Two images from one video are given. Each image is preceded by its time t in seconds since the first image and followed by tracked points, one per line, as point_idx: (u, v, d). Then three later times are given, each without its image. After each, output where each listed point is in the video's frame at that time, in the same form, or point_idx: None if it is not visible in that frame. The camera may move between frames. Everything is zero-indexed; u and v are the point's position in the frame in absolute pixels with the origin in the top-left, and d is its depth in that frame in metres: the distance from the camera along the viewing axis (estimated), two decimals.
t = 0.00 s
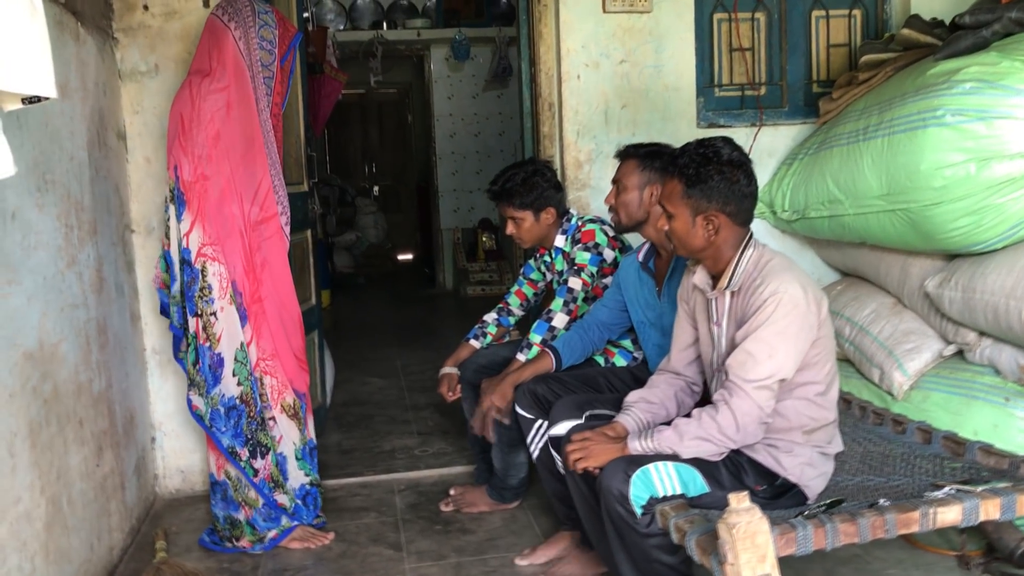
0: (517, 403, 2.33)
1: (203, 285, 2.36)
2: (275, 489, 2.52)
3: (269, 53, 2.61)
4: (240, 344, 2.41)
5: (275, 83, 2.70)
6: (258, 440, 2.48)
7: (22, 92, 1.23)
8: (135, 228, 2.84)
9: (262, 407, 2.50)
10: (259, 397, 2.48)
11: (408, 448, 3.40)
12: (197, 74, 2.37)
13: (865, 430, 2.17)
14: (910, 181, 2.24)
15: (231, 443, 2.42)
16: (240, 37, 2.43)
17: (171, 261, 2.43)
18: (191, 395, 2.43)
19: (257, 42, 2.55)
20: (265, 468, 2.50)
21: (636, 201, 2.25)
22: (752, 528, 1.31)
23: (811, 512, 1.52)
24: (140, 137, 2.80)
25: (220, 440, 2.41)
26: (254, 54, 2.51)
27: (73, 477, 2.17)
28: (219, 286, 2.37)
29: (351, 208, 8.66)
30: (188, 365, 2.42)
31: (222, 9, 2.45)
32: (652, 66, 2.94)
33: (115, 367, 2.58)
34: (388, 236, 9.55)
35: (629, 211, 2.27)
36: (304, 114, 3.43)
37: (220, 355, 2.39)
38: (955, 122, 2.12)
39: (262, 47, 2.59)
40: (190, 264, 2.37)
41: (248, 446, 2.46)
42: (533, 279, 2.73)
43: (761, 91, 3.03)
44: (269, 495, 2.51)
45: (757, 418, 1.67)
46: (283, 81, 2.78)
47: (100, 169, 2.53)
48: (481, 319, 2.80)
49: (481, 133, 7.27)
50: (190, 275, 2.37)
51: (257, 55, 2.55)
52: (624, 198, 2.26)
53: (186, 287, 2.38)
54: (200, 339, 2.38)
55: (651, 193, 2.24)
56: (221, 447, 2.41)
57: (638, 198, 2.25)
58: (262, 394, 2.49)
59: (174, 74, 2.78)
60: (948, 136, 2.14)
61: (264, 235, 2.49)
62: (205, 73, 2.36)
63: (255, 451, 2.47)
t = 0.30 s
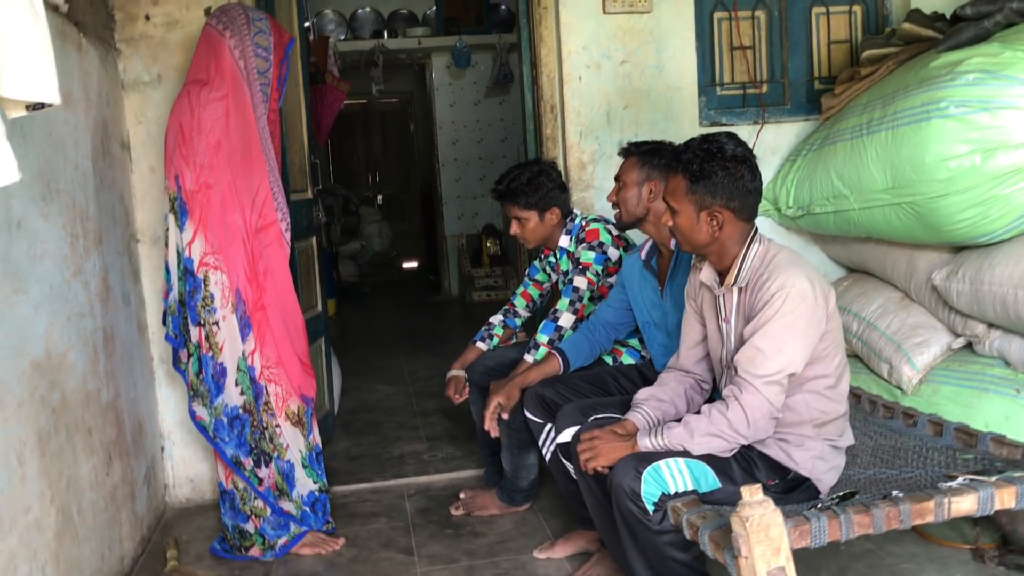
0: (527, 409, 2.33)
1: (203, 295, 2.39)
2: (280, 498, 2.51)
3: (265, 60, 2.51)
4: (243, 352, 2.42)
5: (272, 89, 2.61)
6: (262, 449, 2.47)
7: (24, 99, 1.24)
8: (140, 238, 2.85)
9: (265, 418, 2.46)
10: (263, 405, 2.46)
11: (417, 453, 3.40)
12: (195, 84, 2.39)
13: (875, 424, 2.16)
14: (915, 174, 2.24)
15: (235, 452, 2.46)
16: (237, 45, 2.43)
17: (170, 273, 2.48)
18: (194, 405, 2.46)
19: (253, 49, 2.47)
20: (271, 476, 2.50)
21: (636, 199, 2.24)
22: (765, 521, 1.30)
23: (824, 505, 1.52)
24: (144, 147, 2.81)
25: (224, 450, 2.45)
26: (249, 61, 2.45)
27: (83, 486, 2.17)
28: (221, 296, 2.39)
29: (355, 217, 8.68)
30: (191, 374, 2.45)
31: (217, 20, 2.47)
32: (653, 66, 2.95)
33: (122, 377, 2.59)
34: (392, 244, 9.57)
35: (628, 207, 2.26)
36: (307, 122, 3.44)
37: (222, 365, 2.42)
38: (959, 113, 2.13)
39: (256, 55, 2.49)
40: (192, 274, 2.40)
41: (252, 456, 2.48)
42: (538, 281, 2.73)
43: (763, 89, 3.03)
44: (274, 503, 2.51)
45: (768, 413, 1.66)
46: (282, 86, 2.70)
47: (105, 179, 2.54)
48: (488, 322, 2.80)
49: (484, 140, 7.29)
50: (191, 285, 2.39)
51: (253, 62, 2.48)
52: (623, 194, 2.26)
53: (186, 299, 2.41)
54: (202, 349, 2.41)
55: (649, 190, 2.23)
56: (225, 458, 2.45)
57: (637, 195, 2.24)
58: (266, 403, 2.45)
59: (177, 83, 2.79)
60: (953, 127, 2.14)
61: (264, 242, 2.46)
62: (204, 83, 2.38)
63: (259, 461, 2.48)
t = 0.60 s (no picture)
0: (531, 405, 2.32)
1: (209, 297, 2.35)
2: (287, 501, 2.52)
3: (258, 59, 2.57)
4: (248, 354, 2.40)
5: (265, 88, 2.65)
6: (269, 451, 2.46)
7: (23, 97, 1.23)
8: (140, 242, 2.84)
9: (270, 419, 2.48)
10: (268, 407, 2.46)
11: (421, 454, 3.39)
12: (188, 85, 2.37)
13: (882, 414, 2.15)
14: (917, 162, 2.22)
15: (243, 454, 2.42)
16: (229, 46, 2.43)
17: (167, 277, 2.45)
18: (203, 408, 2.41)
19: (245, 49, 2.51)
20: (278, 478, 2.49)
21: (640, 194, 2.24)
22: (775, 510, 1.29)
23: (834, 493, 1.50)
24: (143, 150, 2.80)
25: (231, 453, 2.41)
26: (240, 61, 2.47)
27: (86, 490, 2.16)
28: (225, 298, 2.36)
29: (356, 220, 8.68)
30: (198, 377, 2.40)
31: (208, 21, 2.46)
32: (652, 61, 2.94)
33: (124, 380, 2.58)
34: (393, 248, 9.56)
35: (632, 203, 2.26)
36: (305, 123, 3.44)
37: (229, 366, 2.38)
38: (960, 100, 2.12)
39: (250, 54, 2.54)
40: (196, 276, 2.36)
41: (259, 458, 2.45)
42: (541, 278, 2.72)
43: (762, 82, 3.03)
44: (282, 506, 2.50)
45: (774, 402, 1.65)
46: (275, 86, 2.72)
47: (104, 183, 2.53)
48: (491, 319, 2.79)
49: (483, 141, 7.28)
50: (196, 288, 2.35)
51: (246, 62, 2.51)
52: (628, 190, 2.25)
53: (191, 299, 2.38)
54: (209, 352, 2.37)
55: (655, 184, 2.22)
56: (232, 459, 2.41)
57: (642, 190, 2.24)
58: (271, 404, 2.47)
59: (174, 85, 2.79)
60: (955, 115, 2.13)
61: (263, 244, 2.48)
62: (197, 84, 2.37)
63: (266, 463, 2.46)
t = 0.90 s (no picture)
0: (534, 394, 2.33)
1: (213, 291, 2.34)
2: (293, 493, 2.51)
3: (254, 50, 2.58)
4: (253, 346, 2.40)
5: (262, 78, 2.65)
6: (275, 444, 2.47)
7: (20, 86, 1.22)
8: (141, 235, 2.84)
9: (276, 411, 2.49)
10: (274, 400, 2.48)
11: (425, 445, 3.39)
12: (186, 77, 2.35)
13: (886, 399, 2.14)
14: (920, 147, 2.21)
15: (248, 448, 2.41)
16: (226, 37, 2.42)
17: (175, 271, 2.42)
18: (209, 403, 2.40)
19: (241, 40, 2.50)
20: (284, 471, 2.49)
21: (634, 187, 2.23)
22: (780, 492, 1.28)
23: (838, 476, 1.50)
24: (143, 143, 2.80)
25: (237, 447, 2.39)
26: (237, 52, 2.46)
27: (90, 482, 2.16)
28: (229, 291, 2.35)
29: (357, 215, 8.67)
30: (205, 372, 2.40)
31: (204, 12, 2.43)
32: (653, 49, 2.93)
33: (127, 373, 2.58)
34: (395, 243, 9.55)
35: (628, 197, 2.25)
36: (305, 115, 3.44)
37: (233, 360, 2.37)
38: (963, 84, 2.11)
39: (246, 45, 2.55)
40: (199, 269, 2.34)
41: (265, 451, 2.45)
42: (543, 267, 2.72)
43: (763, 69, 3.02)
44: (287, 498, 2.49)
45: (777, 386, 1.65)
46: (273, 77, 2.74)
47: (104, 175, 2.53)
48: (493, 310, 2.77)
49: (483, 134, 7.27)
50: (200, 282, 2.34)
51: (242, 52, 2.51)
52: (623, 184, 2.24)
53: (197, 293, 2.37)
54: (214, 346, 2.36)
55: (649, 176, 2.22)
56: (238, 454, 2.39)
57: (637, 183, 2.22)
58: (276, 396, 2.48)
59: (174, 77, 2.78)
60: (957, 99, 2.12)
61: (263, 236, 2.48)
62: (196, 76, 2.34)
63: (272, 455, 2.46)
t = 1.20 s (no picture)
0: (532, 386, 2.32)
1: (205, 285, 2.33)
2: (291, 488, 2.51)
3: (249, 40, 2.56)
4: (250, 341, 2.37)
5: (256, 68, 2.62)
6: (273, 439, 2.45)
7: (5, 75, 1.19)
8: (137, 228, 2.82)
9: (274, 405, 2.47)
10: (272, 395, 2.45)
11: (423, 439, 3.37)
12: (181, 69, 2.32)
13: (887, 390, 2.13)
14: (920, 137, 2.19)
15: (245, 445, 2.39)
16: (221, 28, 2.40)
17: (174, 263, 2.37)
18: (201, 398, 2.37)
19: (235, 31, 2.48)
20: (283, 466, 2.48)
21: (634, 178, 2.22)
22: (779, 483, 1.27)
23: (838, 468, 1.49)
24: (138, 135, 2.78)
25: (234, 443, 2.38)
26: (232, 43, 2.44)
27: (85, 476, 2.15)
28: (225, 284, 2.34)
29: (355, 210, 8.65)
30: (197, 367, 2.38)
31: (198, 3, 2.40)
32: (652, 39, 2.91)
33: (123, 367, 2.56)
34: (394, 238, 9.53)
35: (627, 188, 2.24)
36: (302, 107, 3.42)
37: (228, 356, 2.35)
38: (963, 72, 2.09)
39: (241, 35, 2.52)
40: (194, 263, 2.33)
41: (264, 447, 2.43)
42: (541, 259, 2.70)
43: (762, 60, 2.99)
44: (286, 493, 2.50)
45: (781, 380, 1.62)
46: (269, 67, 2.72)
47: (99, 168, 2.51)
48: (491, 302, 2.77)
49: (482, 128, 7.24)
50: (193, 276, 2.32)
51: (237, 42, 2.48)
52: (622, 176, 2.23)
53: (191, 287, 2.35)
54: (207, 341, 2.34)
55: (649, 168, 2.21)
56: (235, 451, 2.37)
57: (637, 175, 2.22)
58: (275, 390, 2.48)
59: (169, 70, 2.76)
60: (958, 88, 2.10)
61: (258, 229, 2.47)
62: (190, 67, 2.32)
63: (271, 451, 2.45)
